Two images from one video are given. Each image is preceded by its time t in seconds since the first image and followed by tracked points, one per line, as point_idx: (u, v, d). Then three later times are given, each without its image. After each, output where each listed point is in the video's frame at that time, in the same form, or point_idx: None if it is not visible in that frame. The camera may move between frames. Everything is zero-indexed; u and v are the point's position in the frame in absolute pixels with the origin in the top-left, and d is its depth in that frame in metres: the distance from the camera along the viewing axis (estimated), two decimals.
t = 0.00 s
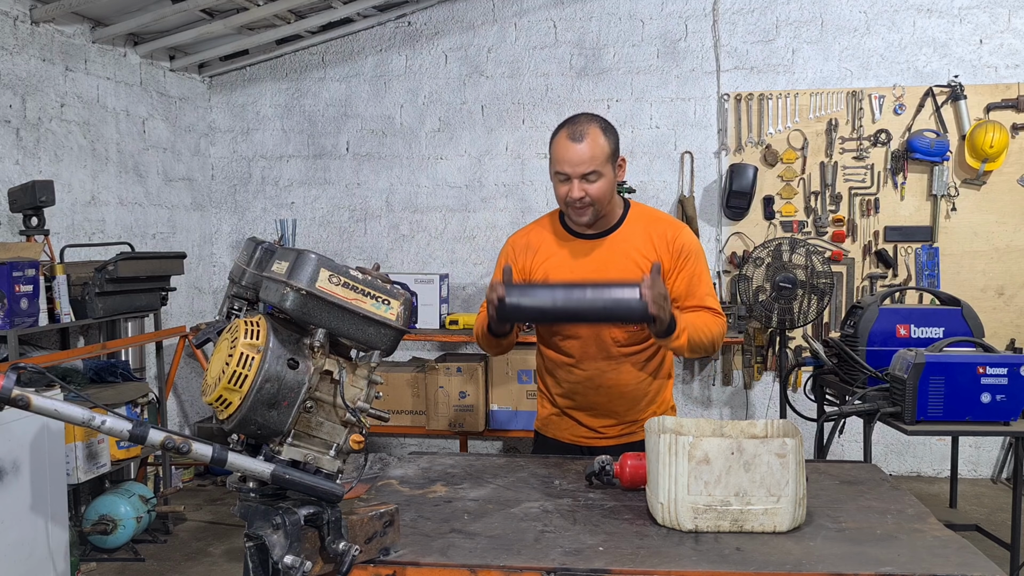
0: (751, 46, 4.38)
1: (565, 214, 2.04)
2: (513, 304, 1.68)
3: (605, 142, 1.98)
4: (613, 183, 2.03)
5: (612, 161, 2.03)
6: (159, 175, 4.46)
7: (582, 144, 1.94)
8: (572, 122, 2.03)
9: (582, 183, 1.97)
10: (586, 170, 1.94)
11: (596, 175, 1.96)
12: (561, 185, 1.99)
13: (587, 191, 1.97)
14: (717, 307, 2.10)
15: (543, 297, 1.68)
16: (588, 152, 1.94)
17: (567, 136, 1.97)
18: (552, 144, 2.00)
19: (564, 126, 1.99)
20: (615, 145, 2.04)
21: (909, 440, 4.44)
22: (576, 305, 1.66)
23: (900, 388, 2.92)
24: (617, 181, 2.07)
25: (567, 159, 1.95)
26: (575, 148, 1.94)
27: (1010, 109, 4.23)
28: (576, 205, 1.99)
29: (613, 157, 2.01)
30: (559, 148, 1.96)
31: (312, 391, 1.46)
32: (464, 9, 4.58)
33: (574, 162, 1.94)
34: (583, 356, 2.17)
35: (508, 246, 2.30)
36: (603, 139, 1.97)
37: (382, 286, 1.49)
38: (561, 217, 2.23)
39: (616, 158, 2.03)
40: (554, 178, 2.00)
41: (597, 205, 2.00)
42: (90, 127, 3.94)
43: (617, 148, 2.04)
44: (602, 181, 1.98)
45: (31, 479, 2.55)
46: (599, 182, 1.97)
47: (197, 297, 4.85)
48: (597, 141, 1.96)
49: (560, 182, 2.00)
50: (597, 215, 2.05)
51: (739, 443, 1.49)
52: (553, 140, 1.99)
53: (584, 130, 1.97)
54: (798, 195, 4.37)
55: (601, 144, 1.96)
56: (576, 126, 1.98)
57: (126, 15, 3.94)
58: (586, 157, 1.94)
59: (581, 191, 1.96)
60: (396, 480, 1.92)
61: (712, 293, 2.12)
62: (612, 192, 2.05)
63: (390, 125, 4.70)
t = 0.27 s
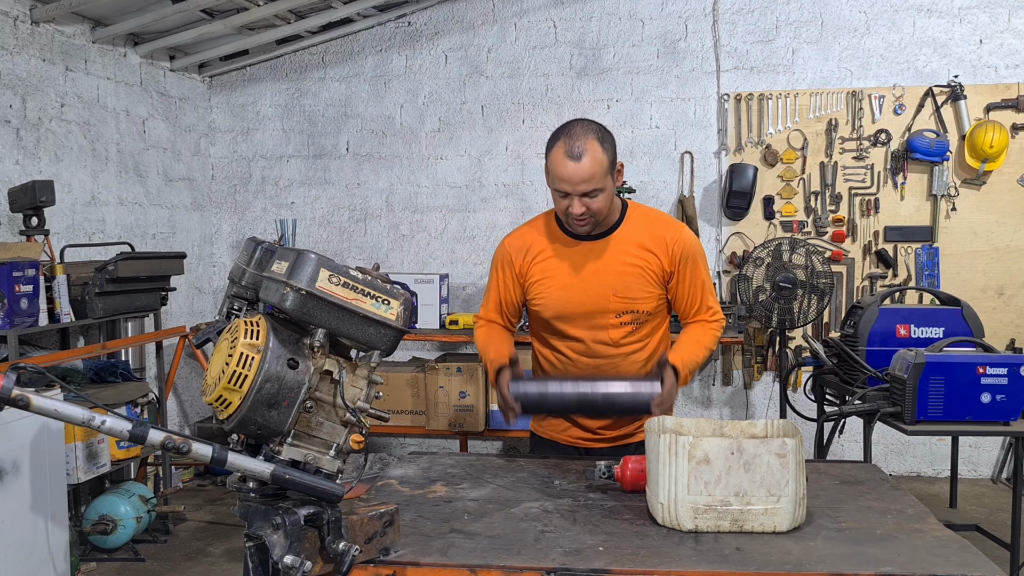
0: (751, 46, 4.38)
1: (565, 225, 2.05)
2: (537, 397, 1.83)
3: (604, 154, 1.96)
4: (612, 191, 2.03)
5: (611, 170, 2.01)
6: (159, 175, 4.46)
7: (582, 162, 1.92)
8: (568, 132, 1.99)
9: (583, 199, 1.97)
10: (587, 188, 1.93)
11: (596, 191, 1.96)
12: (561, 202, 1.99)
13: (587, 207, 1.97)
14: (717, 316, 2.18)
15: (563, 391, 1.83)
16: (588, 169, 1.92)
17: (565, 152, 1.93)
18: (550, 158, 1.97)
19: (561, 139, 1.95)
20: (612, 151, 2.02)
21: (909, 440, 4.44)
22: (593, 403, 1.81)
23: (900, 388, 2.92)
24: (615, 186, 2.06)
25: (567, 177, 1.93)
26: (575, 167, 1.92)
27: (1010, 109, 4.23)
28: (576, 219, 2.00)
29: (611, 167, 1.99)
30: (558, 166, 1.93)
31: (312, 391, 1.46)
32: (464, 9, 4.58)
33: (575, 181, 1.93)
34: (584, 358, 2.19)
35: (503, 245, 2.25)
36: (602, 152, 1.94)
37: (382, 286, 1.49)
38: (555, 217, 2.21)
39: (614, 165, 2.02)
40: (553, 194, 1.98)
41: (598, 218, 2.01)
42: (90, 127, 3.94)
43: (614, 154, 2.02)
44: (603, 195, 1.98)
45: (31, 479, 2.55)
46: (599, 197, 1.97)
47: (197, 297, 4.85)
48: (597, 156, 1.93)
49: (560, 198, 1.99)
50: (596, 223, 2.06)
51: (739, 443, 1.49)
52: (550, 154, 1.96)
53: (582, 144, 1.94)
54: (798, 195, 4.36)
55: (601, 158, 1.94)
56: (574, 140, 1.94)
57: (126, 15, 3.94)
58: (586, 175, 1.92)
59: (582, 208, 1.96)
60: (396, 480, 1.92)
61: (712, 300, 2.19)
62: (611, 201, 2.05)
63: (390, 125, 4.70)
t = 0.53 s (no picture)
0: (751, 46, 4.38)
1: (557, 216, 2.03)
2: (543, 436, 1.92)
3: (599, 145, 1.97)
4: (606, 187, 2.02)
5: (606, 164, 2.02)
6: (159, 175, 4.46)
7: (575, 145, 1.93)
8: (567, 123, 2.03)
9: (574, 185, 1.96)
10: (578, 171, 1.94)
11: (587, 179, 1.95)
12: (554, 188, 1.99)
13: (578, 194, 1.96)
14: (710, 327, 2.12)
15: (570, 429, 1.93)
16: (581, 153, 1.93)
17: (560, 137, 1.96)
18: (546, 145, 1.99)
19: (558, 126, 1.98)
20: (610, 147, 2.03)
21: (909, 440, 4.44)
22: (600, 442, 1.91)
23: (900, 388, 2.92)
24: (610, 183, 2.06)
25: (560, 160, 1.94)
26: (568, 149, 1.93)
27: (1010, 109, 4.23)
28: (567, 208, 1.98)
29: (607, 159, 2.00)
30: (552, 149, 1.95)
31: (312, 391, 1.46)
32: (464, 9, 4.58)
33: (567, 163, 1.93)
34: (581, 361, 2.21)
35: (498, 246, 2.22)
36: (597, 140, 1.96)
37: (382, 286, 1.49)
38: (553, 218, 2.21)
39: (610, 160, 2.03)
40: (546, 179, 1.99)
41: (589, 209, 1.99)
42: (90, 127, 3.94)
43: (612, 149, 2.04)
44: (595, 184, 1.97)
45: (31, 479, 2.55)
46: (591, 185, 1.97)
47: (197, 297, 4.85)
48: (591, 144, 1.95)
49: (553, 184, 1.99)
50: (589, 218, 2.04)
51: (739, 443, 1.49)
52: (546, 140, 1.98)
53: (578, 130, 1.97)
54: (798, 195, 4.36)
55: (595, 146, 1.95)
56: (570, 127, 1.97)
57: (126, 15, 3.94)
58: (579, 158, 1.93)
59: (573, 193, 1.95)
60: (396, 480, 1.92)
61: (705, 305, 2.15)
62: (605, 195, 2.04)
63: (390, 125, 4.70)
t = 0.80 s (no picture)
0: (751, 46, 4.38)
1: (548, 196, 2.07)
2: (542, 452, 1.89)
3: (595, 129, 2.07)
4: (598, 171, 2.07)
5: (601, 150, 2.09)
6: (159, 175, 4.46)
7: (570, 121, 2.04)
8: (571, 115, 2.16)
9: (565, 159, 2.03)
10: (569, 144, 2.02)
11: (579, 154, 2.02)
12: (546, 163, 2.06)
13: (567, 168, 2.02)
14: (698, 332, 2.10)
15: (570, 444, 1.89)
16: (574, 129, 2.03)
17: (559, 118, 2.07)
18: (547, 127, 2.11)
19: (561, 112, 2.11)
20: (608, 138, 2.12)
21: (909, 440, 4.45)
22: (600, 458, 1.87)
23: (900, 388, 2.92)
24: (604, 171, 2.10)
25: (554, 134, 2.04)
26: (563, 124, 2.04)
27: (1010, 109, 4.23)
28: (556, 182, 2.03)
29: (602, 145, 2.08)
30: (549, 126, 2.06)
31: (312, 391, 1.46)
32: (464, 9, 4.58)
33: (560, 136, 2.02)
34: (575, 355, 2.19)
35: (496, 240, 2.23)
36: (593, 123, 2.06)
37: (382, 286, 1.49)
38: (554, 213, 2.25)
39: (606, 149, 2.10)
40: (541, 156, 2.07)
41: (578, 186, 2.03)
42: (90, 127, 3.94)
43: (610, 141, 2.12)
44: (585, 161, 2.03)
45: (31, 479, 2.55)
46: (581, 161, 2.03)
47: (197, 297, 4.85)
48: (586, 125, 2.05)
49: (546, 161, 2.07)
50: (580, 200, 2.07)
51: (739, 443, 1.49)
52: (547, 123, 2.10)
53: (576, 114, 2.08)
54: (798, 195, 4.36)
55: (590, 127, 2.05)
56: (569, 110, 2.09)
57: (126, 15, 3.94)
58: (571, 132, 2.02)
59: (561, 166, 2.02)
60: (396, 480, 1.92)
61: (695, 304, 2.13)
62: (596, 179, 2.08)
63: (390, 125, 4.70)
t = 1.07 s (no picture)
0: (750, 46, 4.38)
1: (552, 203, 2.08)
2: (542, 454, 1.88)
3: (599, 135, 2.05)
4: (602, 178, 2.08)
5: (604, 156, 2.08)
6: (159, 175, 4.46)
7: (575, 131, 2.02)
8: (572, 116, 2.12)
9: (570, 169, 2.03)
10: (575, 156, 2.01)
11: (584, 163, 2.02)
12: (551, 172, 2.05)
13: (573, 178, 2.02)
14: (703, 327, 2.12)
15: (570, 447, 1.89)
16: (579, 139, 2.01)
17: (562, 124, 2.05)
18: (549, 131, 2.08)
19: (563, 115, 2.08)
20: (610, 142, 2.11)
21: (909, 440, 4.45)
22: (600, 460, 1.87)
23: (900, 388, 2.92)
24: (607, 176, 2.11)
25: (559, 143, 2.02)
26: (568, 133, 2.02)
27: (1010, 109, 4.23)
28: (561, 191, 2.04)
29: (605, 151, 2.07)
30: (553, 134, 2.04)
31: (312, 391, 1.46)
32: (464, 9, 4.58)
33: (566, 147, 2.01)
34: (573, 352, 2.16)
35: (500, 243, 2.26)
36: (597, 131, 2.04)
37: (381, 286, 1.49)
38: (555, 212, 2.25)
39: (609, 154, 2.10)
40: (545, 163, 2.06)
41: (583, 195, 2.04)
42: (90, 127, 3.93)
43: (613, 145, 2.11)
44: (590, 171, 2.03)
45: (31, 479, 2.55)
46: (586, 171, 2.03)
47: (197, 297, 4.85)
48: (590, 132, 2.03)
49: (550, 168, 2.06)
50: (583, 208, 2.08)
51: (739, 442, 1.49)
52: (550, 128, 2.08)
53: (580, 120, 2.06)
54: (798, 195, 4.36)
55: (594, 135, 2.04)
56: (572, 115, 2.07)
57: (126, 15, 3.94)
58: (577, 143, 2.01)
59: (567, 177, 2.02)
60: (396, 480, 1.92)
61: (697, 305, 2.14)
62: (600, 186, 2.09)
63: (390, 125, 4.70)
